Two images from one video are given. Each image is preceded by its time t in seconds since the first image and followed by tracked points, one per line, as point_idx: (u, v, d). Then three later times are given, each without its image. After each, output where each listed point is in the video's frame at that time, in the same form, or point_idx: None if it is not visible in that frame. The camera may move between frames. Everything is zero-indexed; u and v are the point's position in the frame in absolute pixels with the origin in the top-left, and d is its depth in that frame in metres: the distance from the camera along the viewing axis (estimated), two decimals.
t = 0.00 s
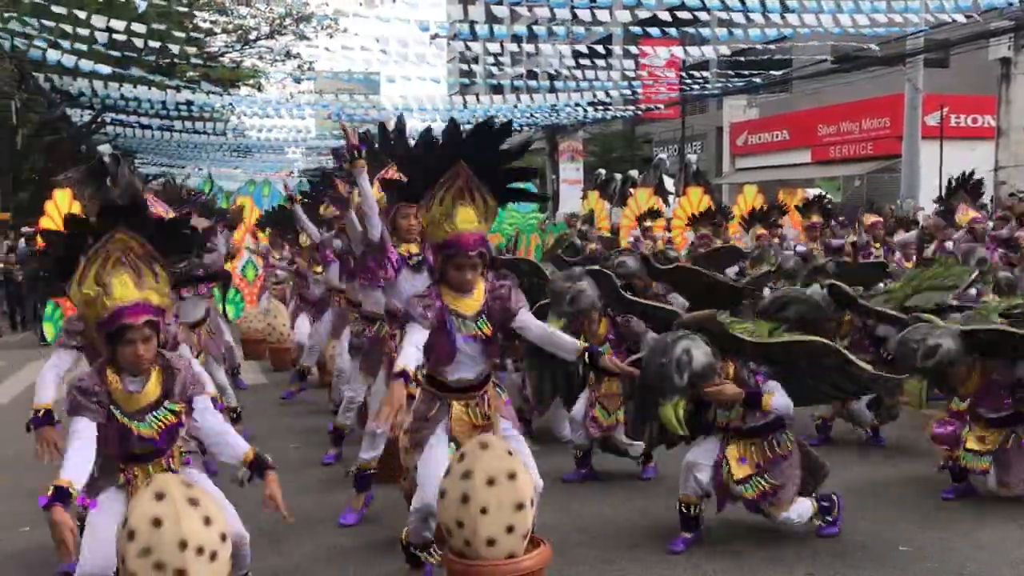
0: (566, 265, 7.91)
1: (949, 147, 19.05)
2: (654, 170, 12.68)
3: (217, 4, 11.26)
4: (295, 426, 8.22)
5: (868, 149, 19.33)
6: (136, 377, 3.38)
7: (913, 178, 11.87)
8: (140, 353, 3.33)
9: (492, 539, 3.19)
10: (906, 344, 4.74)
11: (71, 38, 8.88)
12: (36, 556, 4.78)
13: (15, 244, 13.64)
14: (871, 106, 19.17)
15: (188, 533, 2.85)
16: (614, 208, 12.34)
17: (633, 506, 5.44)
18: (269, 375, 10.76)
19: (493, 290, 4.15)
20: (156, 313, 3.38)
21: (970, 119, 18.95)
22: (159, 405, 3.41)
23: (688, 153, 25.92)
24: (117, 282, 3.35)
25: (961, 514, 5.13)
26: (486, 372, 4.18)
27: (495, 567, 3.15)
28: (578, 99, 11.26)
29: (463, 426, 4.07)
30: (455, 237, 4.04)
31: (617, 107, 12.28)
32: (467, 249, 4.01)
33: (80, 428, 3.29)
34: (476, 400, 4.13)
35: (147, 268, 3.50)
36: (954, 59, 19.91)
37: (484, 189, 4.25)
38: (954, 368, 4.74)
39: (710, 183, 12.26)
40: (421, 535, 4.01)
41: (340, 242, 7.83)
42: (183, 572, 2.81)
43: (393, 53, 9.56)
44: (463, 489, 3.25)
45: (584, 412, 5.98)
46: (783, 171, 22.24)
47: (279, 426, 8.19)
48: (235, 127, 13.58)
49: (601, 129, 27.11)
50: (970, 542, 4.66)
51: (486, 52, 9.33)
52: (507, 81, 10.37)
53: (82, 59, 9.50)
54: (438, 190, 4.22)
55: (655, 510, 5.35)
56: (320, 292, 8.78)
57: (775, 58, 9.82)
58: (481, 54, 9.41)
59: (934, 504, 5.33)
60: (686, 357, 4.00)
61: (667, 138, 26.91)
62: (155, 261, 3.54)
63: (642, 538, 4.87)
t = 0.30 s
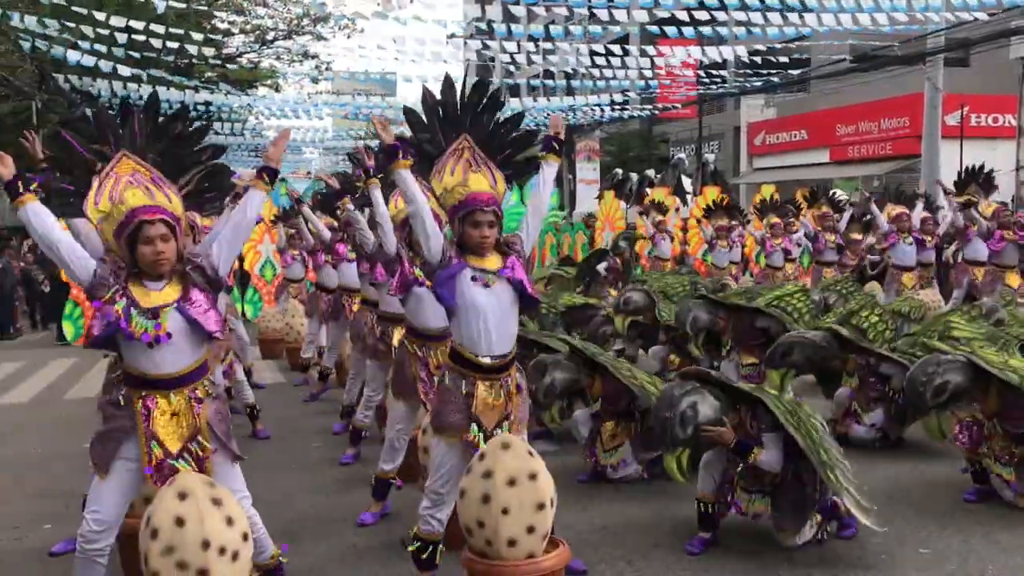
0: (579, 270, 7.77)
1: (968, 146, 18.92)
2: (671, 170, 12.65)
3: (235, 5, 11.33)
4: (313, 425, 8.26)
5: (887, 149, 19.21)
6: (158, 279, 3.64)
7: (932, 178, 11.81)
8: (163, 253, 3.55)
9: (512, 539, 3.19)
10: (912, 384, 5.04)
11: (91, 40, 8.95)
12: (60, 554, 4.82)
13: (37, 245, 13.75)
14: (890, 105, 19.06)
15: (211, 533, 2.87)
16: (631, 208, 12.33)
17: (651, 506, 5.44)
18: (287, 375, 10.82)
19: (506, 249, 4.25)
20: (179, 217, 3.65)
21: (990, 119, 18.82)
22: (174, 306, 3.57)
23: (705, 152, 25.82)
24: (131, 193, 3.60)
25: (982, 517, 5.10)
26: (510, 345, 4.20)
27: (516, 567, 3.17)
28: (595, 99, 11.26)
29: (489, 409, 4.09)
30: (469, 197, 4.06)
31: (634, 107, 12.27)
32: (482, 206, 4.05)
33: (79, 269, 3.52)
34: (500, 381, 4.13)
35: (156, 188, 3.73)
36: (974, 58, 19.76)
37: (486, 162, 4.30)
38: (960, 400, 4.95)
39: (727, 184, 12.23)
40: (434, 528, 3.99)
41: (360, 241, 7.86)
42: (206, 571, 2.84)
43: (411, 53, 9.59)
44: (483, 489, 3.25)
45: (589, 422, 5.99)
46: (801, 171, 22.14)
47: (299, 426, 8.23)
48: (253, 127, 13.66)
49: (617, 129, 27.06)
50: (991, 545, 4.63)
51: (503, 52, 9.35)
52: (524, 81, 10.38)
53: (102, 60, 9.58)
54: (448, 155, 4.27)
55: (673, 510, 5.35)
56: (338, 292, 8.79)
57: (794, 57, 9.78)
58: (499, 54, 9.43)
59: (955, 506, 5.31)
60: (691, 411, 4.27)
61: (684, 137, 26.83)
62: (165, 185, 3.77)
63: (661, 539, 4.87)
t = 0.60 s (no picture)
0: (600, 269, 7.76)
1: (987, 146, 18.79)
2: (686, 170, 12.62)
3: (251, 5, 11.39)
4: (329, 424, 8.28)
5: (904, 148, 19.10)
6: (171, 287, 3.64)
7: (949, 177, 11.74)
8: (177, 260, 3.56)
9: (528, 539, 3.20)
10: (949, 345, 4.93)
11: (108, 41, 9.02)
12: (80, 552, 4.86)
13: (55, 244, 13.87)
14: (908, 104, 18.95)
15: (231, 532, 2.89)
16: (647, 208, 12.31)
17: (666, 507, 5.44)
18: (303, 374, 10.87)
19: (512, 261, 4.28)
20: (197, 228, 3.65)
21: (1008, 118, 18.69)
22: (191, 315, 3.60)
23: (720, 152, 25.74)
24: (148, 204, 3.60)
25: (1002, 519, 5.07)
26: (517, 349, 4.23)
27: (532, 567, 3.18)
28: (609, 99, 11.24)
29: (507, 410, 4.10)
30: (472, 205, 4.14)
31: (649, 107, 12.24)
32: (482, 214, 4.12)
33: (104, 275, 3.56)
34: (510, 382, 4.17)
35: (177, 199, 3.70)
36: (993, 58, 19.62)
37: (502, 168, 4.30)
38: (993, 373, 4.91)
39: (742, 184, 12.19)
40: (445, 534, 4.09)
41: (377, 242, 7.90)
42: (225, 570, 2.86)
43: (426, 52, 9.61)
44: (498, 489, 3.25)
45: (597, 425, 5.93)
46: (817, 171, 22.05)
47: (315, 425, 8.27)
48: (270, 127, 13.73)
49: (632, 128, 27.00)
50: (1010, 547, 4.61)
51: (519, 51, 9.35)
52: (539, 81, 10.38)
53: (120, 61, 9.65)
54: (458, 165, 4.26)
55: (689, 510, 5.35)
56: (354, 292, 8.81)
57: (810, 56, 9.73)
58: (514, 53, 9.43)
59: (974, 507, 5.28)
60: (747, 350, 4.19)
61: (699, 137, 26.75)
62: (186, 194, 3.74)
63: (678, 540, 4.86)
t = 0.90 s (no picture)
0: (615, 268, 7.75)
1: (1007, 146, 18.64)
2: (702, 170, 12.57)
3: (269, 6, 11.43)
4: (342, 424, 8.30)
5: (922, 148, 18.97)
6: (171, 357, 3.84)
7: (968, 177, 11.64)
8: (168, 334, 3.73)
9: (544, 539, 3.20)
10: None
11: (127, 41, 9.09)
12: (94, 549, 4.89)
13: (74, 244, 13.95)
14: (926, 104, 18.82)
15: (249, 530, 2.90)
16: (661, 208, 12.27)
17: (680, 508, 5.42)
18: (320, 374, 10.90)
19: (515, 339, 4.19)
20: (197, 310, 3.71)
21: None
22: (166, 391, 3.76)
23: (737, 152, 25.64)
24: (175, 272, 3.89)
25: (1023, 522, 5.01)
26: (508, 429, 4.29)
27: (548, 567, 3.18)
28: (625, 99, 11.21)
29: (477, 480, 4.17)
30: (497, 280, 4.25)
31: (665, 106, 12.19)
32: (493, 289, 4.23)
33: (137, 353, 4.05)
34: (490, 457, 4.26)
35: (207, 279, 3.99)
36: (1013, 56, 19.45)
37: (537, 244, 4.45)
38: None
39: (758, 184, 12.13)
40: (438, 534, 4.02)
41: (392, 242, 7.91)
42: (243, 567, 2.87)
43: (442, 52, 9.62)
44: (515, 489, 3.25)
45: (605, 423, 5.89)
46: (834, 171, 21.93)
47: (331, 424, 8.29)
48: (286, 128, 13.79)
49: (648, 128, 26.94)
50: None
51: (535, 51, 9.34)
52: (555, 81, 10.37)
53: (139, 61, 9.72)
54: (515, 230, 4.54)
55: (703, 512, 5.32)
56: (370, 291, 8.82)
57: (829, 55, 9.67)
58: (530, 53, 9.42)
59: (994, 509, 5.23)
60: (846, 297, 4.22)
61: (716, 137, 26.65)
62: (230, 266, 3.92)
63: (692, 542, 4.84)
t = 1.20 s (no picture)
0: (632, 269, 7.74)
1: None
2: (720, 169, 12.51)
3: (286, 5, 11.46)
4: (360, 422, 8.33)
5: (942, 147, 18.84)
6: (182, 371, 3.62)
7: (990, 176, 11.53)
8: (175, 351, 3.53)
9: (563, 538, 3.20)
10: None
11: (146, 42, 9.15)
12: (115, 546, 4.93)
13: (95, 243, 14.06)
14: (947, 103, 18.67)
15: (270, 527, 2.92)
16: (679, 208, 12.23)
17: (698, 509, 5.40)
18: (337, 373, 10.94)
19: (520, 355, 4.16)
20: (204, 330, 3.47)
21: None
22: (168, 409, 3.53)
23: (755, 151, 25.54)
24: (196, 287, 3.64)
25: None
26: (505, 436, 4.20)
27: (568, 566, 3.18)
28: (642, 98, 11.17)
29: (486, 485, 4.11)
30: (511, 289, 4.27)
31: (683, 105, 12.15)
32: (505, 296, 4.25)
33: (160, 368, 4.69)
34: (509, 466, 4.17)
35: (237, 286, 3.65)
36: None
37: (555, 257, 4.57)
38: None
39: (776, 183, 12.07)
40: (451, 531, 4.09)
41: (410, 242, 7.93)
42: (264, 564, 2.89)
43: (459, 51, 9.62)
44: (535, 488, 3.26)
45: (619, 422, 5.85)
46: (852, 171, 21.81)
47: (349, 423, 8.31)
48: (303, 128, 13.85)
49: (666, 128, 26.88)
50: None
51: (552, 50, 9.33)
52: (572, 81, 10.35)
53: (159, 61, 9.79)
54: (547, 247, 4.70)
55: (721, 513, 5.30)
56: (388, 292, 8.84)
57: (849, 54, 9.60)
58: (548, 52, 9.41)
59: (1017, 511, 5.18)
60: (880, 303, 4.21)
61: (734, 137, 26.56)
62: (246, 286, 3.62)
63: (710, 542, 4.82)
